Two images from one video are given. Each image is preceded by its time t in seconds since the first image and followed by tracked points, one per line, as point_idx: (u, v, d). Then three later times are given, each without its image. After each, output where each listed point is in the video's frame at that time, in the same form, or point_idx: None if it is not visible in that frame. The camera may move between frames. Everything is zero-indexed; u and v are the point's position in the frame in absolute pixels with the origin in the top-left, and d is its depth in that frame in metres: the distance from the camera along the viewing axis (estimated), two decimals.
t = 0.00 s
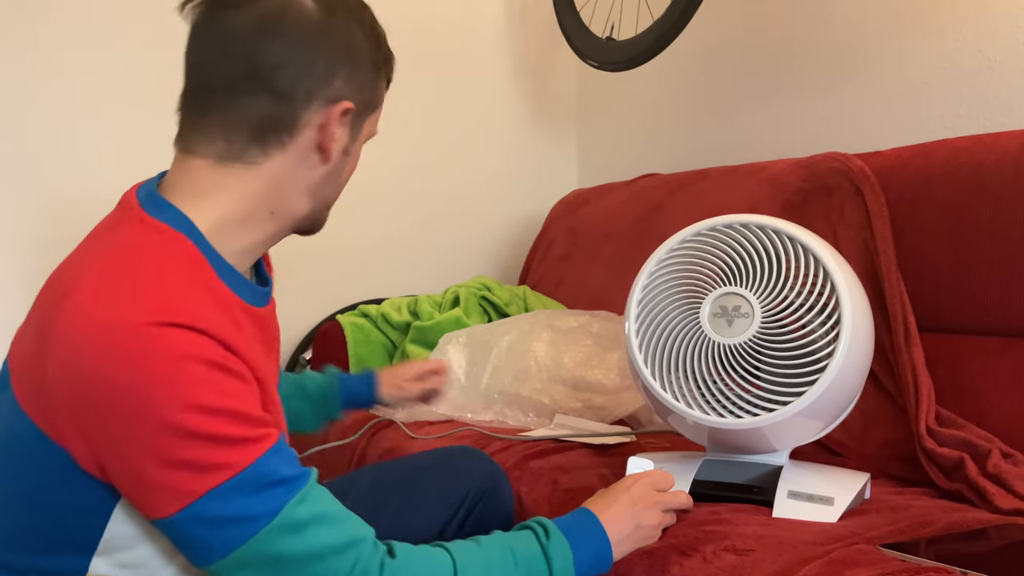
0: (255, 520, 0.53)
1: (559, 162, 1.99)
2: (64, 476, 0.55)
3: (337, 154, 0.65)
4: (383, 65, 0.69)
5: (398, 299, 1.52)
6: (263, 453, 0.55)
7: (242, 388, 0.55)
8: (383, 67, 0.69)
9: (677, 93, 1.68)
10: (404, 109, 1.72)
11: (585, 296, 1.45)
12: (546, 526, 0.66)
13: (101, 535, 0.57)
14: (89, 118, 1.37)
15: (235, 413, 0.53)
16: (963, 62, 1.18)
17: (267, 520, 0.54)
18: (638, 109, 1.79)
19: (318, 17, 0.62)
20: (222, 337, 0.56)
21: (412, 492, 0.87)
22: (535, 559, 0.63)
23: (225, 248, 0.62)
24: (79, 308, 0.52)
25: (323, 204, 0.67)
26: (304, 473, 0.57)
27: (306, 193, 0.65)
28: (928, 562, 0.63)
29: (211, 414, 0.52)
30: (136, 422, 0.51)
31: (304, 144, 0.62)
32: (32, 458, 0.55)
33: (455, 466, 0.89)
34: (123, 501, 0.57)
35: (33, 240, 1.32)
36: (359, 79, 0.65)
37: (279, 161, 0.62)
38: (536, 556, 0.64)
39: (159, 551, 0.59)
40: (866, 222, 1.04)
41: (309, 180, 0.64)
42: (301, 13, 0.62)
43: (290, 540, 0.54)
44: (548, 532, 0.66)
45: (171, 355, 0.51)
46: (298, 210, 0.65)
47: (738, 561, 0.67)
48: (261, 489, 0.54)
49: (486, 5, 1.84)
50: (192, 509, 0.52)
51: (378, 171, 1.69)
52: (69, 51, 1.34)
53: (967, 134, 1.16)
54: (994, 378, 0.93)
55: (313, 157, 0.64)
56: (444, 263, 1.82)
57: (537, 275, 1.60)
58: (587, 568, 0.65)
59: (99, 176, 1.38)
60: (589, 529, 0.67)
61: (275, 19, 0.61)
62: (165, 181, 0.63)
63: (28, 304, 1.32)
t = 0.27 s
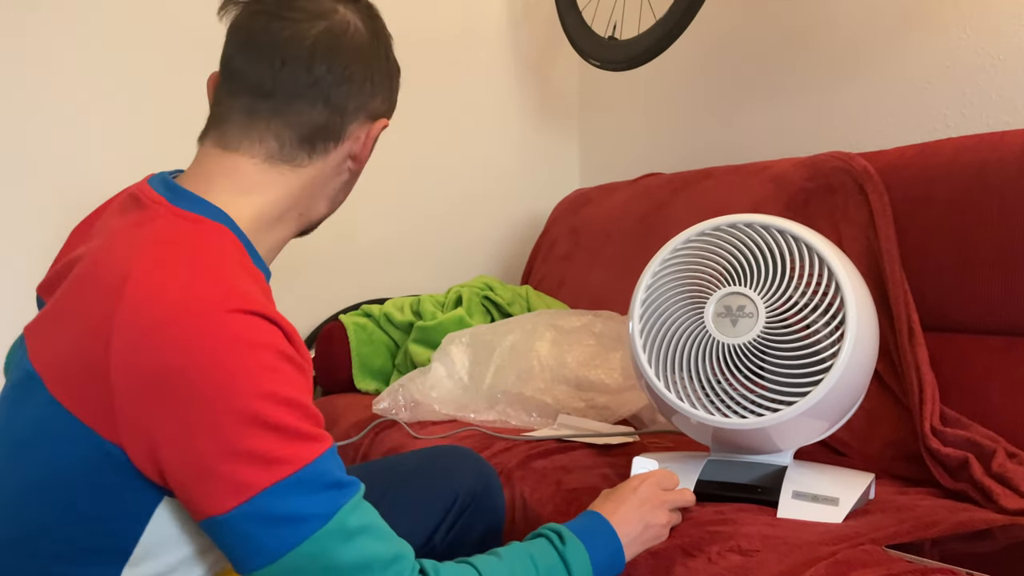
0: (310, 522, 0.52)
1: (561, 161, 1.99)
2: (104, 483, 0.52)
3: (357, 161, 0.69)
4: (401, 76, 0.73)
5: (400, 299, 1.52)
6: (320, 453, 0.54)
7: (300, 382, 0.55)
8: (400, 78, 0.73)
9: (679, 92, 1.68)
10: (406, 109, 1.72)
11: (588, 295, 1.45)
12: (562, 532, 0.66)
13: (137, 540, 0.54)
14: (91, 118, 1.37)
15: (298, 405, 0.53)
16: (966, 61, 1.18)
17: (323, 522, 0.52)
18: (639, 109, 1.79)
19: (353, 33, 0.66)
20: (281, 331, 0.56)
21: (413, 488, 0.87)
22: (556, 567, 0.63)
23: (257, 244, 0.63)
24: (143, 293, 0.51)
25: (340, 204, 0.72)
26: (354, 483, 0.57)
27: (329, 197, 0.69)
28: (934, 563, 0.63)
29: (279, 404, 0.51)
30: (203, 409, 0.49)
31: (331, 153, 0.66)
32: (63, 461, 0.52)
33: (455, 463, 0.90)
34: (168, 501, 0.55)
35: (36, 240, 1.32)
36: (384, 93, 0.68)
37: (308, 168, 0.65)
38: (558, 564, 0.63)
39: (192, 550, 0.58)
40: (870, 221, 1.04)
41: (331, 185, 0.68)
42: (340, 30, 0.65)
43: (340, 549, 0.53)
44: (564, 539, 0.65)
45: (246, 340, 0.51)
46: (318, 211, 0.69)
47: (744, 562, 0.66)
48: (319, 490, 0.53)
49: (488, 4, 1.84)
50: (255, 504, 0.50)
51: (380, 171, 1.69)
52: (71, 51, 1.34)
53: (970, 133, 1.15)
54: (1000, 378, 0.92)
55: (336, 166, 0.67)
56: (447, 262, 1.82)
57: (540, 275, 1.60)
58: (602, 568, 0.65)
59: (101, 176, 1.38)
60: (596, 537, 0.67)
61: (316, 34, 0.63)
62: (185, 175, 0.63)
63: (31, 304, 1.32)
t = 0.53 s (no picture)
0: (304, 487, 0.52)
1: (563, 161, 1.99)
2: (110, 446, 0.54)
3: (333, 149, 0.67)
4: (393, 65, 0.70)
5: (402, 299, 1.52)
6: (315, 419, 0.55)
7: (297, 352, 0.57)
8: (392, 68, 0.70)
9: (680, 93, 1.68)
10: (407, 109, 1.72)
11: (591, 296, 1.45)
12: (561, 522, 0.67)
13: (136, 509, 0.56)
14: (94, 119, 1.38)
15: (293, 373, 0.55)
16: (970, 62, 1.17)
17: (317, 487, 0.53)
18: (641, 109, 1.79)
19: (318, 22, 0.66)
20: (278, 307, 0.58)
21: (416, 484, 0.87)
22: (553, 551, 0.64)
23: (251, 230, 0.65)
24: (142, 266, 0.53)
25: (339, 201, 0.70)
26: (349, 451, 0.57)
27: (313, 189, 0.68)
28: (937, 564, 0.63)
29: (275, 368, 0.53)
30: (200, 370, 0.51)
31: (296, 140, 0.66)
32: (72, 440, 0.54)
33: (459, 465, 0.90)
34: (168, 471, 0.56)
35: (39, 240, 1.33)
36: (354, 78, 0.67)
37: (277, 157, 0.66)
38: (554, 549, 0.64)
39: (196, 527, 0.58)
40: (872, 221, 1.03)
41: (308, 175, 0.67)
42: (301, 19, 0.66)
43: (337, 515, 0.53)
44: (563, 528, 0.66)
45: (242, 305, 0.53)
46: (309, 205, 0.69)
47: (747, 563, 0.66)
48: (313, 456, 0.53)
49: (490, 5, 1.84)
50: (252, 469, 0.51)
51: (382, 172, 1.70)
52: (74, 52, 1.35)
53: (973, 133, 1.15)
54: (1003, 378, 0.92)
55: (309, 154, 0.67)
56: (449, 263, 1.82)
57: (542, 275, 1.60)
58: (601, 564, 0.66)
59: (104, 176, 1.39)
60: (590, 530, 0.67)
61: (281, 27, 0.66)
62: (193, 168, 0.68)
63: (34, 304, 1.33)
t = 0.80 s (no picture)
0: (290, 472, 0.52)
1: (563, 160, 1.99)
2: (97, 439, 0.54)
3: (294, 145, 0.66)
4: (355, 52, 0.66)
5: (402, 298, 1.52)
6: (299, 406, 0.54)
7: (284, 341, 0.57)
8: (354, 56, 0.66)
9: (681, 92, 1.68)
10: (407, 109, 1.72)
11: (591, 294, 1.45)
12: (560, 515, 0.66)
13: (124, 504, 0.56)
14: (93, 119, 1.38)
15: (280, 360, 0.54)
16: (971, 61, 1.17)
17: (303, 473, 0.52)
18: (641, 109, 1.79)
19: (268, 19, 0.66)
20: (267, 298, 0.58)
21: (412, 487, 0.88)
22: (549, 543, 0.62)
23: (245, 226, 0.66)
24: (132, 257, 0.54)
25: (321, 201, 0.68)
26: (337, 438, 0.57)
27: (285, 187, 0.67)
28: (938, 562, 0.63)
29: (259, 354, 0.53)
30: (183, 357, 0.51)
31: (259, 141, 0.66)
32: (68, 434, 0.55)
33: (456, 464, 0.90)
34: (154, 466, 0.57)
35: (38, 240, 1.33)
36: (302, 71, 0.65)
37: (249, 158, 0.67)
38: (551, 541, 0.63)
39: (186, 517, 0.59)
40: (873, 220, 1.03)
41: (275, 175, 0.66)
42: (255, 19, 0.66)
43: (325, 500, 0.53)
44: (562, 521, 0.65)
45: (225, 294, 0.53)
46: (291, 205, 0.68)
47: (747, 561, 0.66)
48: (299, 441, 0.53)
49: (490, 4, 1.84)
50: (234, 454, 0.51)
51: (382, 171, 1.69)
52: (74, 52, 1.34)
53: (974, 131, 1.15)
54: (1004, 377, 0.92)
55: (273, 153, 0.66)
56: (449, 262, 1.82)
57: (542, 274, 1.59)
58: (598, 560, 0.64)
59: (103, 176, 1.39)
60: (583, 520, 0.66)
61: (243, 32, 0.67)
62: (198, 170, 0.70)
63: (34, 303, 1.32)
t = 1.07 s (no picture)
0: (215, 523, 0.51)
1: (563, 159, 1.99)
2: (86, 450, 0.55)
3: (277, 146, 0.66)
4: (333, 46, 0.65)
5: (402, 296, 1.52)
6: (253, 453, 0.53)
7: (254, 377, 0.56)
8: (332, 50, 0.65)
9: (680, 91, 1.68)
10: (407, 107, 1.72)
11: (591, 293, 1.45)
12: (473, 541, 0.62)
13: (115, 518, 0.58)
14: (92, 117, 1.37)
15: (246, 400, 0.54)
16: (970, 59, 1.17)
17: (229, 528, 0.51)
18: (641, 108, 1.79)
19: (247, 15, 0.65)
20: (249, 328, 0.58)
21: (407, 494, 0.88)
22: None
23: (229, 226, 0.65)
24: (120, 269, 0.55)
25: (312, 202, 0.67)
26: (282, 494, 0.55)
27: (274, 190, 0.67)
28: (937, 559, 0.63)
29: (223, 394, 0.53)
30: (146, 386, 0.51)
31: (245, 145, 0.66)
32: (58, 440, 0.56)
33: (444, 471, 0.88)
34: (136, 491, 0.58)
35: (38, 239, 1.32)
36: (279, 70, 0.65)
37: (238, 162, 0.67)
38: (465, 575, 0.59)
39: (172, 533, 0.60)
40: (873, 218, 1.04)
41: (264, 178, 0.67)
42: (235, 16, 0.66)
43: (245, 561, 0.52)
44: (474, 549, 0.61)
45: (195, 325, 0.53)
46: (281, 207, 0.68)
47: (747, 559, 0.67)
48: (235, 495, 0.52)
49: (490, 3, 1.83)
50: (174, 493, 0.51)
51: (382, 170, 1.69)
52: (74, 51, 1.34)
53: (973, 130, 1.15)
54: (1002, 375, 0.92)
55: (259, 156, 0.66)
56: (448, 261, 1.82)
57: (542, 273, 1.60)
58: None
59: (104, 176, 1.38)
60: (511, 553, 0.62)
61: (224, 32, 0.66)
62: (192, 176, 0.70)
63: (34, 303, 1.32)
